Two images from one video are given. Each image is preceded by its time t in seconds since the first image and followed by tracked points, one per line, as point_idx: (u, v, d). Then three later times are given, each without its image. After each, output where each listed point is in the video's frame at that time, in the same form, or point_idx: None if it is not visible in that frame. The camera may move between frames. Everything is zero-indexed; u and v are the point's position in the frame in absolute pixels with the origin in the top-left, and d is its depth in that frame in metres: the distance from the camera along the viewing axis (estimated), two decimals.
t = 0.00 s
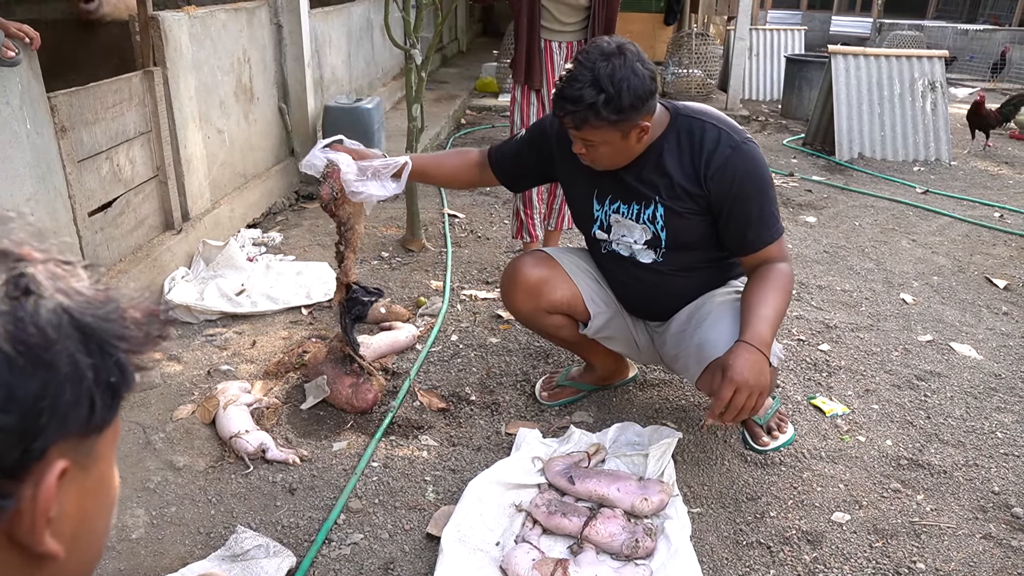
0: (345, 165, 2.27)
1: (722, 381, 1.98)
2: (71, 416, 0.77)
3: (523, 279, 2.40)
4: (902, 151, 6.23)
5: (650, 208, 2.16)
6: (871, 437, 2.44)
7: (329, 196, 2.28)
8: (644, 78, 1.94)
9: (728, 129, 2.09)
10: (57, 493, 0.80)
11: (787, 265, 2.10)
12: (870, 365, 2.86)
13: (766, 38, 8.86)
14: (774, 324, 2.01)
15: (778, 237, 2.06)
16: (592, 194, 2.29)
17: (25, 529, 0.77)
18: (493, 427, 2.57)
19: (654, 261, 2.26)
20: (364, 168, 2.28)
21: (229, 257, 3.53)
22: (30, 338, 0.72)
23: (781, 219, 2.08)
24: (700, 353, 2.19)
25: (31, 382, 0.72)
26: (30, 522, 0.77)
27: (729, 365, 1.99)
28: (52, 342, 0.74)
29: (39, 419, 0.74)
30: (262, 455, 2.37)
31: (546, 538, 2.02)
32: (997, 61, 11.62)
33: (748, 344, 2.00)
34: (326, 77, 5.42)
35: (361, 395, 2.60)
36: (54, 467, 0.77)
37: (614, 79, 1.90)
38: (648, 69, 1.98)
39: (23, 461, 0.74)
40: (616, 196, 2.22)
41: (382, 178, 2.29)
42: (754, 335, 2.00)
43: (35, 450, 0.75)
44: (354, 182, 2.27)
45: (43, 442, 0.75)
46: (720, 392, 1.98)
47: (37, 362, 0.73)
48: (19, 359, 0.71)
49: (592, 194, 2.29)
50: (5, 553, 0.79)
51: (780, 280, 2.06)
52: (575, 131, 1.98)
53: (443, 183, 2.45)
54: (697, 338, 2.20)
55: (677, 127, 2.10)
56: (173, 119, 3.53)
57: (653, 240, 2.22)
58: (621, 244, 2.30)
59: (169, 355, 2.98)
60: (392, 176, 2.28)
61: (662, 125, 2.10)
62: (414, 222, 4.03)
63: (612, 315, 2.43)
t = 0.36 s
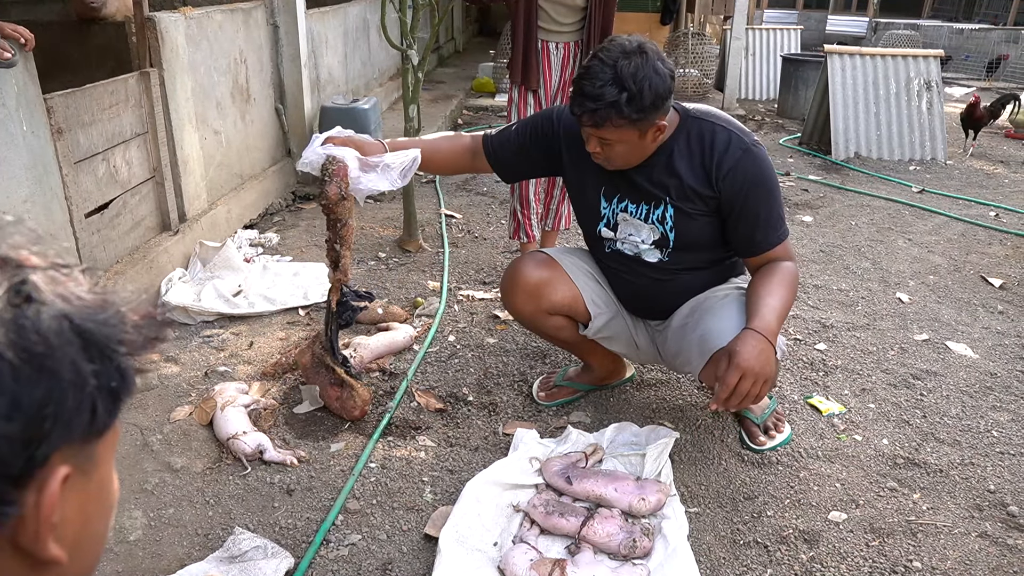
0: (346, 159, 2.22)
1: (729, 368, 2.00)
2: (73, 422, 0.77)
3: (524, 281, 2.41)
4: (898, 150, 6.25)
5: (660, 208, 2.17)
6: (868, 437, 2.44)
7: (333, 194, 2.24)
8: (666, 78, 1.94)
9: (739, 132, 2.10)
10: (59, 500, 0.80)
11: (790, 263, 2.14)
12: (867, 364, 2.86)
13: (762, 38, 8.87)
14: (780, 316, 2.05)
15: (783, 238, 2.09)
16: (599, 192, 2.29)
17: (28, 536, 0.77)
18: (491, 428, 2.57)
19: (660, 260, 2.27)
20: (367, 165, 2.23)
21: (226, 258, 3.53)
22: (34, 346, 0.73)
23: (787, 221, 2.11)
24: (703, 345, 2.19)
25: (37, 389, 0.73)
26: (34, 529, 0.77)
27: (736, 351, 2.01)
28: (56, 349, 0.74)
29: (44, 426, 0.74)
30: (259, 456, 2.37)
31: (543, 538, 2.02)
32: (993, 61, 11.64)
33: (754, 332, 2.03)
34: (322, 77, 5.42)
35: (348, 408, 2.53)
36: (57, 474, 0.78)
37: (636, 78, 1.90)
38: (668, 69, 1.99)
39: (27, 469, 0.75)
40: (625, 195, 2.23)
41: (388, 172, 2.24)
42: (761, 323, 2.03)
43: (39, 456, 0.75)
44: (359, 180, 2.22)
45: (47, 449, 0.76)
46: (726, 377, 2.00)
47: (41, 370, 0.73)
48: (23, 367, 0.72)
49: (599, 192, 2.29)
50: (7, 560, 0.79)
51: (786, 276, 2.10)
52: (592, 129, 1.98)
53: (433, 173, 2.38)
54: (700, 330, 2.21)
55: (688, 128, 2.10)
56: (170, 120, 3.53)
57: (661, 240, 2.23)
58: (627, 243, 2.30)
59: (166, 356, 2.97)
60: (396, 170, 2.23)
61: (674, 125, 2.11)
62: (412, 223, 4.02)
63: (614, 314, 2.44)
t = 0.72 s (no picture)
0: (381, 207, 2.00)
1: (740, 345, 2.04)
2: (65, 423, 0.77)
3: (522, 287, 2.40)
4: (892, 149, 6.27)
5: (663, 208, 2.18)
6: (861, 435, 2.45)
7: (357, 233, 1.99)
8: (678, 73, 1.96)
9: (736, 130, 2.12)
10: (50, 500, 0.80)
11: (792, 251, 2.19)
12: (860, 363, 2.88)
13: (756, 38, 8.89)
14: (787, 295, 2.09)
15: (783, 233, 2.13)
16: (597, 195, 2.28)
17: (20, 535, 0.77)
18: (486, 428, 2.57)
19: (662, 258, 2.28)
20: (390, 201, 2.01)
21: (220, 259, 3.52)
22: (26, 346, 0.73)
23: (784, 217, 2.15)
24: (708, 328, 2.22)
25: (29, 390, 0.73)
26: (26, 528, 0.77)
27: (748, 329, 2.04)
28: (47, 349, 0.74)
29: (35, 426, 0.74)
30: (254, 458, 2.37)
31: (538, 538, 2.03)
32: (987, 62, 11.69)
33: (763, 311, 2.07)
34: (317, 78, 5.41)
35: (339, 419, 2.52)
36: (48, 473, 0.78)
37: (654, 74, 1.91)
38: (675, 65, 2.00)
39: (19, 469, 0.75)
40: (625, 198, 2.23)
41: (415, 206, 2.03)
42: (770, 302, 2.07)
43: (30, 457, 0.75)
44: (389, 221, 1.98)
45: (38, 449, 0.76)
46: (738, 354, 2.04)
47: (33, 371, 0.73)
48: (15, 368, 0.72)
49: (597, 196, 2.28)
50: None
51: (789, 259, 2.15)
52: (608, 130, 1.95)
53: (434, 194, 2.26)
54: (705, 314, 2.24)
55: (687, 127, 2.11)
56: (164, 121, 3.53)
57: (663, 240, 2.25)
58: (628, 244, 2.30)
59: (160, 357, 2.97)
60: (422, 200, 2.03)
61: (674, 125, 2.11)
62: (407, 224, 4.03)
63: (613, 315, 2.45)
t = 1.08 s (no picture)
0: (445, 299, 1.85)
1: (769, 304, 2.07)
2: (60, 422, 0.77)
3: (531, 303, 2.36)
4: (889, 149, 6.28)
5: (670, 208, 2.21)
6: (857, 434, 2.46)
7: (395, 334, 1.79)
8: (682, 70, 1.99)
9: (724, 122, 2.21)
10: (45, 498, 0.80)
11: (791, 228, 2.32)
12: (856, 363, 2.88)
13: (753, 37, 8.91)
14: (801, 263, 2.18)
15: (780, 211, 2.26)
16: (598, 207, 2.26)
17: (15, 534, 0.77)
18: (482, 428, 2.57)
19: (670, 255, 2.31)
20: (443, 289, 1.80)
21: (217, 260, 3.51)
22: (21, 345, 0.73)
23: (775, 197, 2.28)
24: (724, 295, 2.25)
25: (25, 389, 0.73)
26: (21, 526, 0.77)
27: (773, 287, 2.09)
28: (42, 348, 0.75)
29: (31, 425, 0.74)
30: (250, 458, 2.37)
31: (535, 538, 2.02)
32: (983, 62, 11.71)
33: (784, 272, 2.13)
34: (313, 78, 5.41)
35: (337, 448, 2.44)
36: (44, 471, 0.78)
37: (668, 73, 1.93)
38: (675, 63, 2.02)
39: (15, 467, 0.75)
40: (630, 205, 2.22)
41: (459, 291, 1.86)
42: (789, 262, 2.15)
43: (26, 455, 0.75)
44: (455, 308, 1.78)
45: (34, 448, 0.76)
46: (767, 313, 2.07)
47: (29, 370, 0.73)
48: (11, 367, 0.72)
49: (598, 207, 2.26)
50: None
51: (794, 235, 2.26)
52: (627, 137, 1.93)
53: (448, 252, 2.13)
54: (720, 283, 2.27)
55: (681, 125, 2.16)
56: (159, 121, 3.52)
57: (672, 238, 2.27)
58: (636, 248, 2.30)
59: (156, 358, 2.96)
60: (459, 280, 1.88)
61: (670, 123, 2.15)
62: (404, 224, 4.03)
63: (619, 318, 2.44)
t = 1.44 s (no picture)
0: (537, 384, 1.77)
1: (788, 272, 2.13)
2: (57, 417, 0.77)
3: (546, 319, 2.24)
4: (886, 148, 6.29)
5: (676, 209, 2.23)
6: (856, 433, 2.46)
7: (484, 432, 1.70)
8: (682, 75, 2.00)
9: (711, 115, 2.25)
10: (42, 493, 0.80)
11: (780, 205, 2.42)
12: (854, 361, 2.89)
13: (751, 37, 8.91)
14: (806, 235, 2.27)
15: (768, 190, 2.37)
16: (603, 219, 2.22)
17: (12, 527, 0.77)
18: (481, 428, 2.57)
19: (674, 254, 2.33)
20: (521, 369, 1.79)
21: (215, 259, 3.51)
22: (17, 338, 0.73)
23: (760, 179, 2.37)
24: (736, 268, 2.29)
25: (21, 383, 0.73)
26: (18, 519, 0.77)
27: (792, 255, 2.15)
28: (39, 343, 0.75)
29: (28, 419, 0.74)
30: (249, 458, 2.36)
31: (533, 537, 2.02)
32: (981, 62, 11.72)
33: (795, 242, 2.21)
34: (311, 78, 5.41)
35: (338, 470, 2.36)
36: (41, 465, 0.78)
37: (673, 79, 1.95)
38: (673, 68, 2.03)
39: (12, 460, 0.75)
40: (635, 212, 2.22)
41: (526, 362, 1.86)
42: (801, 233, 2.23)
43: (23, 448, 0.75)
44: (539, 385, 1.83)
45: (31, 442, 0.76)
46: (786, 281, 2.13)
47: (26, 364, 0.74)
48: (6, 361, 0.72)
49: (604, 219, 2.22)
50: None
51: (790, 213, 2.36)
52: (638, 148, 1.92)
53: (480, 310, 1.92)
54: (731, 256, 2.31)
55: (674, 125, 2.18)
56: (157, 121, 3.52)
57: (677, 238, 2.30)
58: (643, 252, 2.29)
59: (155, 358, 2.96)
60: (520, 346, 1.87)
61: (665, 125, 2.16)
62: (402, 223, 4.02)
63: (626, 319, 2.42)
